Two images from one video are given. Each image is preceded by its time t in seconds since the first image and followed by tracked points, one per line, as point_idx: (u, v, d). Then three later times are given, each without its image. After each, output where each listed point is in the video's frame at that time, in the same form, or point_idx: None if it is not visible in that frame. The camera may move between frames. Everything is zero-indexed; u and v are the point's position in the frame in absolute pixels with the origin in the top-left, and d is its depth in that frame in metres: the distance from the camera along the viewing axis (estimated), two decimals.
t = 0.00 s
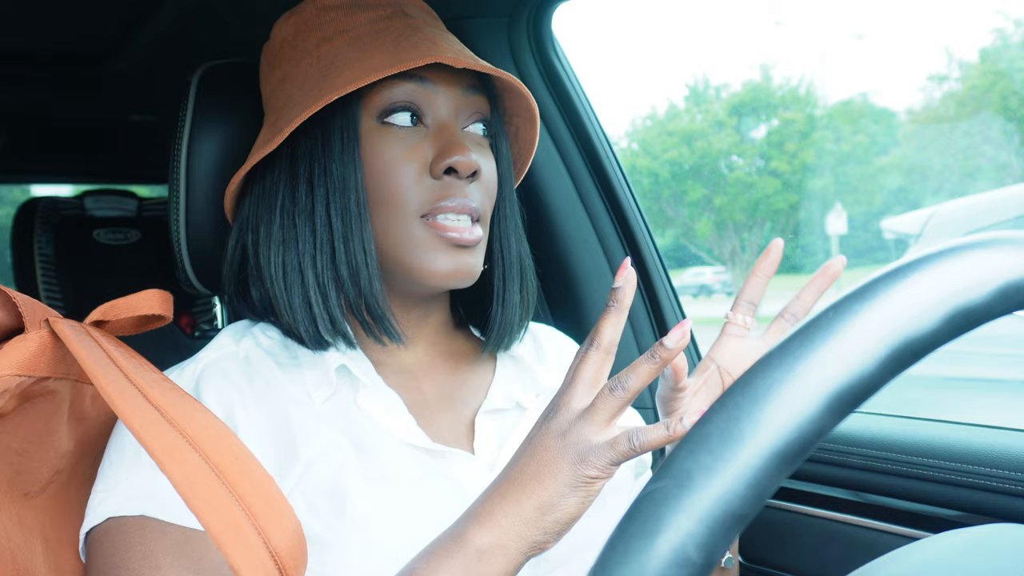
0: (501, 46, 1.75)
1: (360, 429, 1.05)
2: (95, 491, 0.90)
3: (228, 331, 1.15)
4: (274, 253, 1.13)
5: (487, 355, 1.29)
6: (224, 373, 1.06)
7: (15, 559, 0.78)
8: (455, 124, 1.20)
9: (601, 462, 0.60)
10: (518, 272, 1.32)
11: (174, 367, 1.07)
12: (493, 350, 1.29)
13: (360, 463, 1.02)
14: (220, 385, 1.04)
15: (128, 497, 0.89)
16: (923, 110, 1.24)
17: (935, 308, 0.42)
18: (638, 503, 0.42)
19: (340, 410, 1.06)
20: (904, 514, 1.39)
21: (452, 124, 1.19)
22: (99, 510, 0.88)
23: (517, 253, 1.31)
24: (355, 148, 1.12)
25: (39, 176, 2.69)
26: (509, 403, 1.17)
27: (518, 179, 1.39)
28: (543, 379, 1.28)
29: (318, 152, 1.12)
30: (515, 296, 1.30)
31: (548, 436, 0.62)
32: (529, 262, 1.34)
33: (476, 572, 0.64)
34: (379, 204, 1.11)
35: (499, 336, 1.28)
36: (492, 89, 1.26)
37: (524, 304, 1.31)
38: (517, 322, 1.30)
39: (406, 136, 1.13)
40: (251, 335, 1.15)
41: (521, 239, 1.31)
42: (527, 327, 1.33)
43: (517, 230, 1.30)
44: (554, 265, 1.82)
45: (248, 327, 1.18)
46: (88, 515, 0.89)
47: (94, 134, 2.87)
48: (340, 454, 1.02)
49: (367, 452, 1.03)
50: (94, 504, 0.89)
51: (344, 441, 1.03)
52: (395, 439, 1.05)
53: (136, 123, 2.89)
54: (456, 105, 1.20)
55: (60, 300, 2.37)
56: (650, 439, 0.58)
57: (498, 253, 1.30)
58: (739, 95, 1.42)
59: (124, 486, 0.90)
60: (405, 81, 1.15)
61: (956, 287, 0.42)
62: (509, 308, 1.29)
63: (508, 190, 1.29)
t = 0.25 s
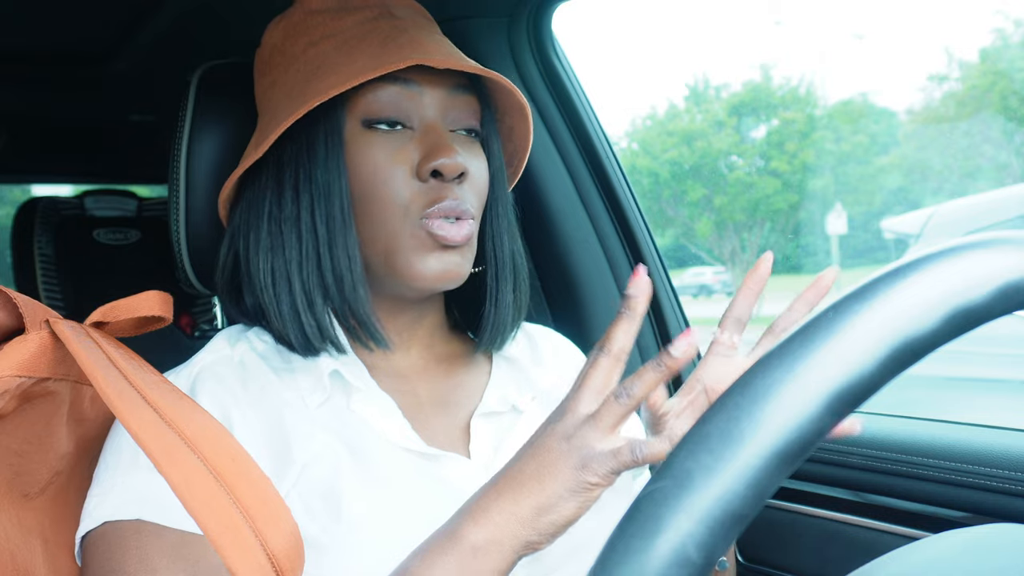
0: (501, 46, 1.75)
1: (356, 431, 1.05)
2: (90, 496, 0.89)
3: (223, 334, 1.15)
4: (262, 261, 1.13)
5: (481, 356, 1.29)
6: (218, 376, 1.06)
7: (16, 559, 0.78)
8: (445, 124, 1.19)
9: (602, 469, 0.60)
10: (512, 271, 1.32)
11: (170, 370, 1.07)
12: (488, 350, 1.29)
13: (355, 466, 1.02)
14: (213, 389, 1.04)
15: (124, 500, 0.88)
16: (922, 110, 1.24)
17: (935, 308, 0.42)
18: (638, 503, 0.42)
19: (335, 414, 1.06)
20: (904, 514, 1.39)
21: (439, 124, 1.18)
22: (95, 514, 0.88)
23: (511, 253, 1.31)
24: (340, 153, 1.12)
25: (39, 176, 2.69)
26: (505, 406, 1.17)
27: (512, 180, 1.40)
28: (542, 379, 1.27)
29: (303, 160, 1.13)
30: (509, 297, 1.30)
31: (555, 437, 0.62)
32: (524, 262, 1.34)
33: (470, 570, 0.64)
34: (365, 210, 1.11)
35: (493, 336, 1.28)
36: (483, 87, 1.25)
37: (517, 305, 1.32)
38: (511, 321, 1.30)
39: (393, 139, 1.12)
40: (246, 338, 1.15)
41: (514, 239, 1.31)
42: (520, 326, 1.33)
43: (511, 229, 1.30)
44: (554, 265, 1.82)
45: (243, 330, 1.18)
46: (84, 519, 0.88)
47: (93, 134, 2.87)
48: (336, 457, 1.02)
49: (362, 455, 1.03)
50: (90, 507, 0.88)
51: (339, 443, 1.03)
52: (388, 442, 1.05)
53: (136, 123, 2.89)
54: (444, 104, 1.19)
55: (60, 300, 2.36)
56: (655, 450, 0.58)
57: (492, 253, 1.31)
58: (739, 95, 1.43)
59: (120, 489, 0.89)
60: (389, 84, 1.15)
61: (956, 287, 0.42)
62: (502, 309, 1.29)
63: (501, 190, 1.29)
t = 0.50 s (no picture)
0: (501, 46, 1.75)
1: (352, 432, 1.05)
2: (89, 497, 0.87)
3: (221, 333, 1.15)
4: (257, 262, 1.14)
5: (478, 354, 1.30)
6: (215, 375, 1.05)
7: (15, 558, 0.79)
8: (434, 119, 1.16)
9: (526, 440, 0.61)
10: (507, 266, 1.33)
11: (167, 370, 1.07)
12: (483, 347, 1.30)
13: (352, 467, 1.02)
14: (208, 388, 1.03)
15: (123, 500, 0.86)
16: (923, 109, 1.24)
17: (935, 308, 0.42)
18: (639, 503, 0.42)
19: (332, 414, 1.06)
20: (904, 514, 1.39)
21: (430, 120, 1.15)
22: (94, 516, 0.85)
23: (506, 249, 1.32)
24: (329, 150, 1.12)
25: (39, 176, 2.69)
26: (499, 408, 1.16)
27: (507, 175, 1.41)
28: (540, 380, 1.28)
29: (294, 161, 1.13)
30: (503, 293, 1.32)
31: (494, 429, 0.62)
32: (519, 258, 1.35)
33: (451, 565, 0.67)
34: (354, 208, 1.09)
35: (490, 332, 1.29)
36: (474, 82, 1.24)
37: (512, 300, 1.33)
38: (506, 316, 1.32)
39: (382, 137, 1.10)
40: (243, 338, 1.14)
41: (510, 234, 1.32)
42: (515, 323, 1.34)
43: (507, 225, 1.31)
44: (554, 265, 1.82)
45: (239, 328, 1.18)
46: (83, 521, 0.86)
47: (94, 134, 2.87)
48: (333, 457, 1.02)
49: (358, 456, 1.03)
50: (88, 509, 0.86)
51: (336, 444, 1.03)
52: (384, 442, 1.04)
53: (136, 123, 2.89)
54: (434, 99, 1.16)
55: (60, 301, 2.38)
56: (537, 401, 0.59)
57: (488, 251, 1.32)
58: (739, 95, 1.43)
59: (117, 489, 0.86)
60: (377, 81, 1.13)
61: (956, 286, 0.42)
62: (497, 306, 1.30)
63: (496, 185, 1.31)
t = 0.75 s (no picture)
0: (501, 46, 1.75)
1: (344, 436, 1.04)
2: (78, 499, 0.86)
3: (209, 333, 1.15)
4: (244, 265, 1.13)
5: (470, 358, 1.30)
6: (203, 379, 1.05)
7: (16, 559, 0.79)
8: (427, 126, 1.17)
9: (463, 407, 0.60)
10: (499, 270, 1.32)
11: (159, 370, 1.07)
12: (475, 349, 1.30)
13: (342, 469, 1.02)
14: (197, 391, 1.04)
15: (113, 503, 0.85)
16: (922, 109, 1.24)
17: (935, 309, 0.42)
18: (639, 502, 0.42)
19: (324, 417, 1.06)
20: (904, 514, 1.38)
21: (423, 128, 1.16)
22: (84, 518, 0.84)
23: (499, 252, 1.31)
24: (317, 154, 1.11)
25: (39, 176, 2.69)
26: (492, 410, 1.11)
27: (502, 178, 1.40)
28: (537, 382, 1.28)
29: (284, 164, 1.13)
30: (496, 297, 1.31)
31: (433, 412, 0.60)
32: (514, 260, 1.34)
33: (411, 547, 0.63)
34: (343, 216, 1.10)
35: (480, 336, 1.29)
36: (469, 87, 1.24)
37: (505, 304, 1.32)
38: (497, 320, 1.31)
39: (374, 145, 1.11)
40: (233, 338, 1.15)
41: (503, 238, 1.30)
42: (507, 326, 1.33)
43: (500, 229, 1.30)
44: (555, 265, 1.82)
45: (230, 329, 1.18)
46: (73, 522, 0.84)
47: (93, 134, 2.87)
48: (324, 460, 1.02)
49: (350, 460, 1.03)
50: (78, 510, 0.85)
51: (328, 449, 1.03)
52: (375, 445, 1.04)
53: (136, 124, 2.89)
54: (428, 105, 1.17)
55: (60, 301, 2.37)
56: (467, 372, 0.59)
57: (480, 254, 1.30)
58: (739, 95, 1.43)
59: (108, 492, 0.85)
60: (370, 87, 1.13)
61: (956, 287, 0.42)
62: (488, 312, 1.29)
63: (492, 188, 1.29)
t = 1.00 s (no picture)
0: (500, 46, 1.75)
1: (341, 435, 1.05)
2: (77, 500, 0.86)
3: (206, 334, 1.15)
4: (237, 269, 1.13)
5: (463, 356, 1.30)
6: (202, 378, 1.05)
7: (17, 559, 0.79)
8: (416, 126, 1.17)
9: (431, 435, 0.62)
10: (491, 269, 1.32)
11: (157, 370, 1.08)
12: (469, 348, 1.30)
13: (339, 469, 1.03)
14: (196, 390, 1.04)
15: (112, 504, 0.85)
16: (922, 109, 1.24)
17: (935, 308, 0.42)
18: (638, 503, 0.42)
19: (320, 417, 1.06)
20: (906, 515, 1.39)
21: (411, 127, 1.16)
22: (83, 519, 0.84)
23: (492, 249, 1.31)
24: (305, 157, 1.11)
25: (40, 176, 2.69)
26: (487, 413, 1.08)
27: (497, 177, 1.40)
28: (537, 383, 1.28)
29: (273, 167, 1.13)
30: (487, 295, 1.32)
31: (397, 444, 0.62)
32: (509, 258, 1.34)
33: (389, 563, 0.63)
34: (330, 219, 1.10)
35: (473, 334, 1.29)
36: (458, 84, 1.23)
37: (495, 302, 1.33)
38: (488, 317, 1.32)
39: (361, 146, 1.11)
40: (229, 338, 1.15)
41: (495, 236, 1.31)
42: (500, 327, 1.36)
43: (493, 225, 1.29)
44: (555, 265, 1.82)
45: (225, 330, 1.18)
46: (72, 524, 0.84)
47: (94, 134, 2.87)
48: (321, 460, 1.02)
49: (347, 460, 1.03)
50: (77, 511, 0.85)
51: (325, 449, 1.03)
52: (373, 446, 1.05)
53: (136, 124, 2.89)
54: (416, 105, 1.17)
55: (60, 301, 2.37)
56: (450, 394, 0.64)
57: (473, 253, 1.30)
58: (739, 95, 1.43)
59: (106, 492, 0.85)
60: (357, 89, 1.13)
61: (956, 287, 0.42)
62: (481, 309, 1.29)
63: (485, 187, 1.29)
